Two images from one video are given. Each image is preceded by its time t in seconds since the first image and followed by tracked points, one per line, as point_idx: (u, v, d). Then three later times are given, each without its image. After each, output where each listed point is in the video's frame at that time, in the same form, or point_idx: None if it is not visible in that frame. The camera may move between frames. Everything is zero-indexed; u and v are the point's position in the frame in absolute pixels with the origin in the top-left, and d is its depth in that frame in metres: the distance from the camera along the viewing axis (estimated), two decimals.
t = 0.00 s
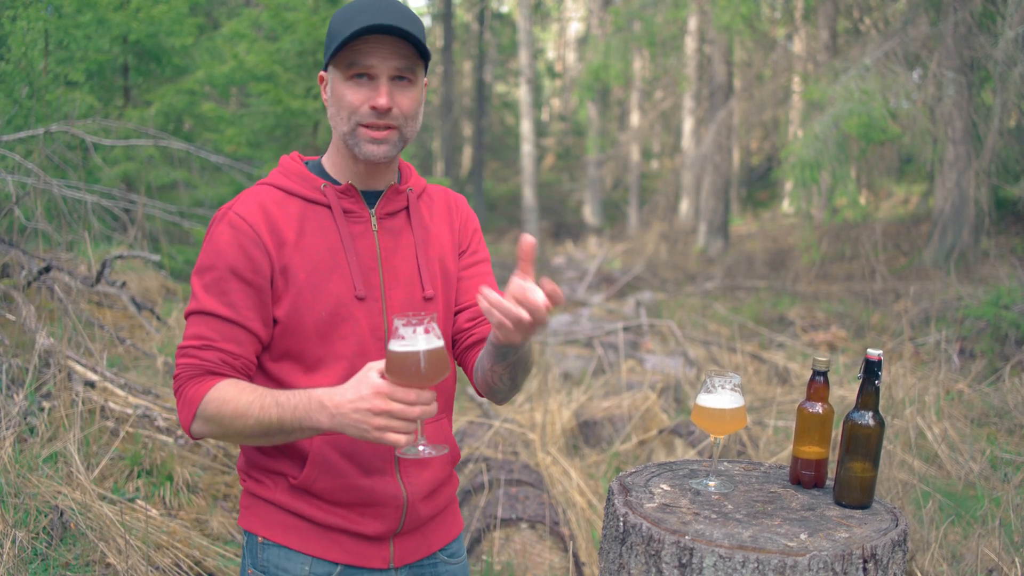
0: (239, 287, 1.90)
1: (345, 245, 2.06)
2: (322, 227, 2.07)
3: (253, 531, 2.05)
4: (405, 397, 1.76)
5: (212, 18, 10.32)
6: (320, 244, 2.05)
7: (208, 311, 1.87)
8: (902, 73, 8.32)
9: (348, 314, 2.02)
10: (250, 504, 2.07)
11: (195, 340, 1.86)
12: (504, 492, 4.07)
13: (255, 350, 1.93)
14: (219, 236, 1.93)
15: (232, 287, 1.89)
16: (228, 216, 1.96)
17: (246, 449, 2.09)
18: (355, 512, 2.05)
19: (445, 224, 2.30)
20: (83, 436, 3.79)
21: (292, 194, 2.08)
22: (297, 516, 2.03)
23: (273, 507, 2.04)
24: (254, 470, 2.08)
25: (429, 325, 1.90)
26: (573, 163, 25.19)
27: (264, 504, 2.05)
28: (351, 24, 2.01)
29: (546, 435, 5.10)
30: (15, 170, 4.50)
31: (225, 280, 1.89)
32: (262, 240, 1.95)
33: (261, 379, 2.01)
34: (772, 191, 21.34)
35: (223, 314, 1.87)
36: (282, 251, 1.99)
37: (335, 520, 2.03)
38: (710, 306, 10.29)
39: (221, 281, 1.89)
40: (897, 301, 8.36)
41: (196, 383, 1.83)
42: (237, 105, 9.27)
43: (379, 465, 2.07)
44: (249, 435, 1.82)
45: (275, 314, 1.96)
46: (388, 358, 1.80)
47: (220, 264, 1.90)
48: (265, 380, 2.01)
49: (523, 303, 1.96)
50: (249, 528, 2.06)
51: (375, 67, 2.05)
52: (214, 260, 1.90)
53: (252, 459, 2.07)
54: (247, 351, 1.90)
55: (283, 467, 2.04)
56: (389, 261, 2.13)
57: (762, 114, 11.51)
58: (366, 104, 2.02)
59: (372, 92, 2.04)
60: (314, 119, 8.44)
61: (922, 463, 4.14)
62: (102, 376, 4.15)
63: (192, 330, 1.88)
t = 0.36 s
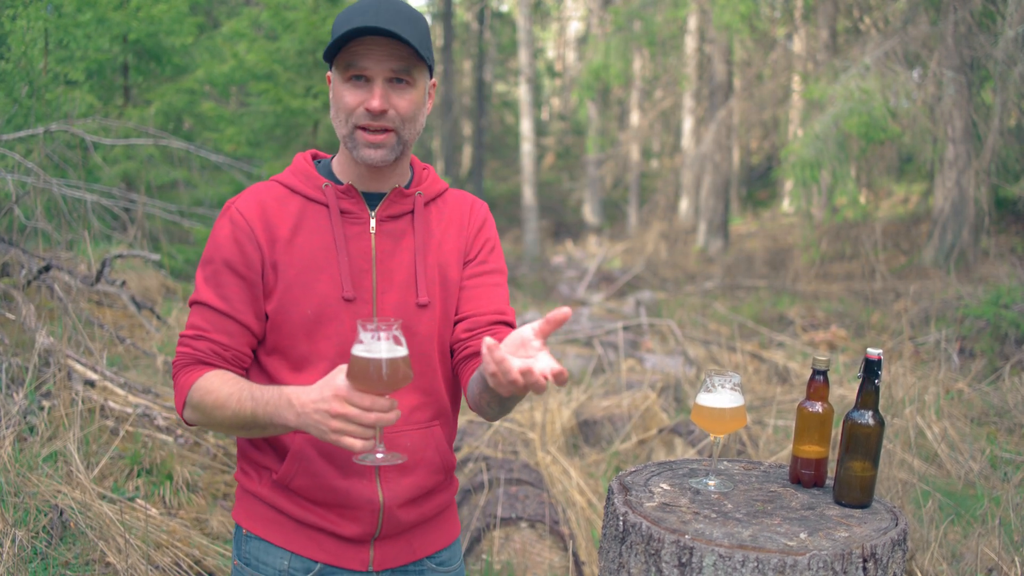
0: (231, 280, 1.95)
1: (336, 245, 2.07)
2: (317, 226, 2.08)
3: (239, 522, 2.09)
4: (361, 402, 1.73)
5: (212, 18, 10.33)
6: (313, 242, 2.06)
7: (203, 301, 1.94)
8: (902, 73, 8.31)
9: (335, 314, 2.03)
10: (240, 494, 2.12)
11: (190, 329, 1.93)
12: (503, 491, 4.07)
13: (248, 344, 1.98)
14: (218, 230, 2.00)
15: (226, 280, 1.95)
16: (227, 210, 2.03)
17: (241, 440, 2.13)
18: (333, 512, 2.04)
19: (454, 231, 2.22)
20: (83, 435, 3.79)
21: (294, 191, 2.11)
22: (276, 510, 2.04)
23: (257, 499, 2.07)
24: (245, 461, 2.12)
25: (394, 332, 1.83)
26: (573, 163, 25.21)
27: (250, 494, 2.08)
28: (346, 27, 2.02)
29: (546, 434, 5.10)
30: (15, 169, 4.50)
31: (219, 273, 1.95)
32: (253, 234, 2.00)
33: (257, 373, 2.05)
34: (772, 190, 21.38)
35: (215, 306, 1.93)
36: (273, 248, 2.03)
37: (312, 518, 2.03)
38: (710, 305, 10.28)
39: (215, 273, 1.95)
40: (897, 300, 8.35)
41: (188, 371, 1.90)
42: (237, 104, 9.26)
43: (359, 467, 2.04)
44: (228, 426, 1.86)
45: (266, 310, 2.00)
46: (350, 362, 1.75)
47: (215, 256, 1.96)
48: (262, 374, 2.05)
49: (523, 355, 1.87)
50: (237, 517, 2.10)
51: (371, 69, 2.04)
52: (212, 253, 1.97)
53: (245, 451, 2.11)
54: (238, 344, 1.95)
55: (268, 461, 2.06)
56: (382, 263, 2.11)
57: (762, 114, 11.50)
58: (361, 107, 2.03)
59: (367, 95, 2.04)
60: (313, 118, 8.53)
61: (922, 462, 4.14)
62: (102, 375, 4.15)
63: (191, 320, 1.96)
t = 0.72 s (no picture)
0: (214, 277, 1.94)
1: (318, 242, 2.06)
2: (298, 224, 2.07)
3: (223, 527, 2.09)
4: (342, 396, 1.71)
5: (212, 17, 10.33)
6: (295, 239, 2.05)
7: (186, 300, 1.92)
8: (902, 72, 8.30)
9: (316, 312, 2.02)
10: (224, 499, 2.11)
11: (173, 329, 1.91)
12: (503, 490, 4.07)
13: (230, 342, 1.96)
14: (200, 227, 1.99)
15: (207, 277, 1.94)
16: (210, 209, 2.02)
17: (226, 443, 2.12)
18: (317, 515, 2.03)
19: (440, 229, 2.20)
20: (83, 434, 3.79)
21: (275, 189, 2.11)
22: (260, 514, 2.03)
23: (241, 504, 2.06)
24: (230, 466, 2.11)
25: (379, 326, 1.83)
26: (573, 162, 25.21)
27: (234, 499, 2.08)
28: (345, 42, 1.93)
29: (547, 433, 5.10)
30: (15, 169, 4.49)
31: (202, 270, 1.94)
32: (236, 232, 1.99)
33: (238, 374, 2.04)
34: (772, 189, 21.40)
35: (198, 304, 1.91)
36: (255, 245, 2.02)
37: (295, 522, 2.02)
38: (710, 305, 10.28)
39: (198, 271, 1.94)
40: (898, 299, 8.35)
41: (171, 370, 1.87)
42: (237, 104, 9.25)
43: (342, 469, 2.03)
44: (211, 425, 1.83)
45: (248, 308, 1.99)
46: (333, 355, 1.75)
47: (198, 254, 1.95)
48: (243, 374, 2.04)
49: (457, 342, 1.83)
50: (222, 522, 2.10)
51: (364, 86, 1.99)
52: (193, 251, 1.96)
53: (229, 456, 2.10)
54: (222, 341, 1.93)
55: (251, 465, 2.05)
56: (365, 261, 2.09)
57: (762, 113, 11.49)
58: (354, 122, 1.99)
59: (360, 111, 2.00)
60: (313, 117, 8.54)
61: (922, 461, 4.13)
62: (102, 374, 4.16)
63: (173, 319, 1.93)
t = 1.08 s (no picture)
0: (200, 282, 1.89)
1: (306, 243, 2.05)
2: (283, 225, 2.06)
3: (212, 538, 2.03)
4: (363, 402, 1.70)
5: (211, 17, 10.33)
6: (281, 242, 2.04)
7: (170, 308, 1.85)
8: (902, 72, 8.31)
9: (307, 314, 2.00)
10: (210, 509, 2.06)
11: (158, 339, 1.83)
12: (503, 490, 4.07)
13: (218, 349, 1.91)
14: (180, 233, 1.93)
15: (193, 283, 1.88)
16: (189, 213, 1.97)
17: (208, 455, 2.07)
18: (313, 520, 2.02)
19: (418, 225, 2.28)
20: (83, 434, 3.80)
21: (254, 191, 2.08)
22: (253, 523, 1.99)
23: (231, 514, 2.02)
24: (215, 476, 2.06)
25: (394, 329, 1.82)
26: (573, 161, 25.21)
27: (223, 509, 2.03)
28: (321, 28, 1.96)
29: (547, 433, 5.10)
30: (15, 168, 4.49)
31: (187, 276, 1.88)
32: (221, 235, 1.96)
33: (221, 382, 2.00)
34: (772, 189, 21.42)
35: (185, 310, 1.85)
36: (241, 248, 1.99)
37: (291, 528, 2.00)
38: (710, 304, 10.26)
39: (183, 277, 1.88)
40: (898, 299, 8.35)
41: (158, 382, 1.80)
42: (237, 103, 9.24)
43: (337, 472, 2.02)
44: (210, 437, 1.77)
45: (235, 312, 1.96)
46: (349, 362, 1.72)
47: (181, 260, 1.90)
48: (227, 381, 2.00)
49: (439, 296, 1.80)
50: (210, 534, 2.04)
51: (342, 72, 2.01)
52: (175, 257, 1.90)
53: (214, 465, 2.05)
54: (210, 348, 1.87)
55: (241, 473, 2.01)
56: (352, 262, 2.11)
57: (762, 113, 11.48)
58: (331, 110, 2.01)
59: (338, 98, 2.02)
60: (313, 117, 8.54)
61: (922, 461, 4.12)
62: (103, 374, 4.16)
63: (154, 328, 1.86)
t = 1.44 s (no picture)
0: (191, 284, 1.91)
1: (295, 246, 2.05)
2: (274, 228, 2.06)
3: (200, 540, 2.05)
4: (347, 405, 1.70)
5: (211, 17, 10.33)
6: (271, 244, 2.04)
7: (161, 308, 1.87)
8: (902, 72, 8.31)
9: (295, 318, 2.00)
10: (200, 511, 2.08)
11: (148, 339, 1.85)
12: (504, 490, 4.07)
13: (208, 350, 1.92)
14: (173, 234, 1.95)
15: (184, 284, 1.90)
16: (181, 214, 1.98)
17: (200, 456, 2.09)
18: (298, 525, 2.02)
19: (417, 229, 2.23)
20: (83, 434, 3.80)
21: (247, 192, 2.09)
22: (239, 526, 2.01)
23: (217, 516, 2.03)
24: (204, 477, 2.08)
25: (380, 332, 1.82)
26: (573, 161, 25.22)
27: (210, 511, 2.04)
28: (309, 27, 1.97)
29: (547, 433, 5.10)
30: (15, 169, 4.49)
31: (178, 277, 1.90)
32: (210, 237, 1.97)
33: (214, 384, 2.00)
34: (772, 189, 21.42)
35: (174, 311, 1.86)
36: (230, 250, 1.99)
37: (276, 532, 2.00)
38: (710, 305, 10.26)
39: (173, 279, 1.90)
40: (898, 299, 8.35)
41: (147, 383, 1.82)
42: (237, 103, 9.23)
43: (323, 477, 2.02)
44: (198, 439, 1.78)
45: (225, 315, 1.97)
46: (334, 366, 1.72)
47: (172, 261, 1.91)
48: (217, 384, 2.01)
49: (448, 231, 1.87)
50: (198, 536, 2.06)
51: (331, 70, 2.01)
52: (167, 257, 1.92)
53: (203, 467, 2.07)
54: (200, 350, 1.88)
55: (228, 476, 2.03)
56: (342, 265, 2.09)
57: (762, 113, 11.47)
58: (320, 109, 2.01)
59: (327, 96, 2.02)
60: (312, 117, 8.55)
61: (922, 461, 4.12)
62: (103, 374, 4.16)
63: (146, 329, 1.88)
